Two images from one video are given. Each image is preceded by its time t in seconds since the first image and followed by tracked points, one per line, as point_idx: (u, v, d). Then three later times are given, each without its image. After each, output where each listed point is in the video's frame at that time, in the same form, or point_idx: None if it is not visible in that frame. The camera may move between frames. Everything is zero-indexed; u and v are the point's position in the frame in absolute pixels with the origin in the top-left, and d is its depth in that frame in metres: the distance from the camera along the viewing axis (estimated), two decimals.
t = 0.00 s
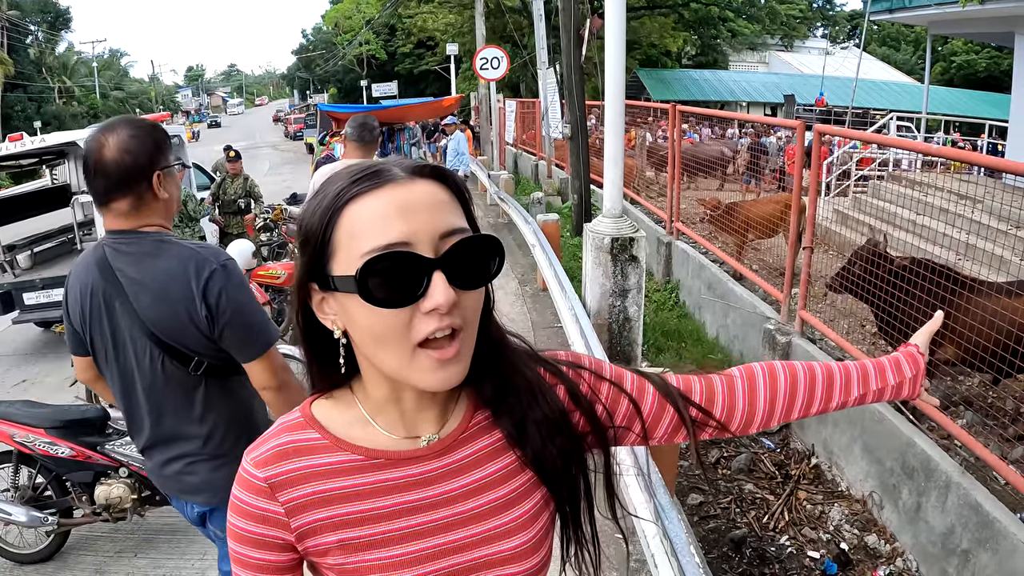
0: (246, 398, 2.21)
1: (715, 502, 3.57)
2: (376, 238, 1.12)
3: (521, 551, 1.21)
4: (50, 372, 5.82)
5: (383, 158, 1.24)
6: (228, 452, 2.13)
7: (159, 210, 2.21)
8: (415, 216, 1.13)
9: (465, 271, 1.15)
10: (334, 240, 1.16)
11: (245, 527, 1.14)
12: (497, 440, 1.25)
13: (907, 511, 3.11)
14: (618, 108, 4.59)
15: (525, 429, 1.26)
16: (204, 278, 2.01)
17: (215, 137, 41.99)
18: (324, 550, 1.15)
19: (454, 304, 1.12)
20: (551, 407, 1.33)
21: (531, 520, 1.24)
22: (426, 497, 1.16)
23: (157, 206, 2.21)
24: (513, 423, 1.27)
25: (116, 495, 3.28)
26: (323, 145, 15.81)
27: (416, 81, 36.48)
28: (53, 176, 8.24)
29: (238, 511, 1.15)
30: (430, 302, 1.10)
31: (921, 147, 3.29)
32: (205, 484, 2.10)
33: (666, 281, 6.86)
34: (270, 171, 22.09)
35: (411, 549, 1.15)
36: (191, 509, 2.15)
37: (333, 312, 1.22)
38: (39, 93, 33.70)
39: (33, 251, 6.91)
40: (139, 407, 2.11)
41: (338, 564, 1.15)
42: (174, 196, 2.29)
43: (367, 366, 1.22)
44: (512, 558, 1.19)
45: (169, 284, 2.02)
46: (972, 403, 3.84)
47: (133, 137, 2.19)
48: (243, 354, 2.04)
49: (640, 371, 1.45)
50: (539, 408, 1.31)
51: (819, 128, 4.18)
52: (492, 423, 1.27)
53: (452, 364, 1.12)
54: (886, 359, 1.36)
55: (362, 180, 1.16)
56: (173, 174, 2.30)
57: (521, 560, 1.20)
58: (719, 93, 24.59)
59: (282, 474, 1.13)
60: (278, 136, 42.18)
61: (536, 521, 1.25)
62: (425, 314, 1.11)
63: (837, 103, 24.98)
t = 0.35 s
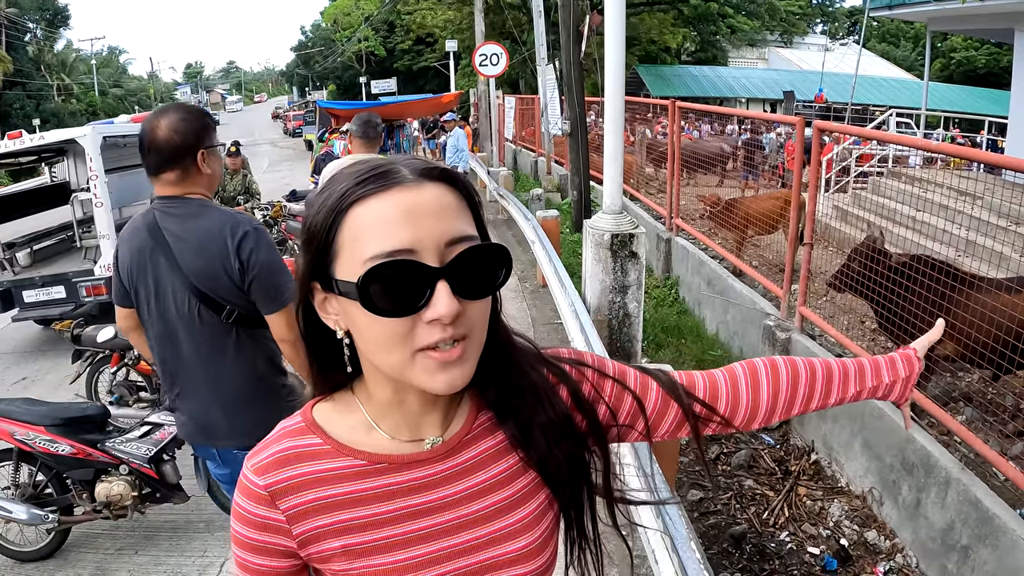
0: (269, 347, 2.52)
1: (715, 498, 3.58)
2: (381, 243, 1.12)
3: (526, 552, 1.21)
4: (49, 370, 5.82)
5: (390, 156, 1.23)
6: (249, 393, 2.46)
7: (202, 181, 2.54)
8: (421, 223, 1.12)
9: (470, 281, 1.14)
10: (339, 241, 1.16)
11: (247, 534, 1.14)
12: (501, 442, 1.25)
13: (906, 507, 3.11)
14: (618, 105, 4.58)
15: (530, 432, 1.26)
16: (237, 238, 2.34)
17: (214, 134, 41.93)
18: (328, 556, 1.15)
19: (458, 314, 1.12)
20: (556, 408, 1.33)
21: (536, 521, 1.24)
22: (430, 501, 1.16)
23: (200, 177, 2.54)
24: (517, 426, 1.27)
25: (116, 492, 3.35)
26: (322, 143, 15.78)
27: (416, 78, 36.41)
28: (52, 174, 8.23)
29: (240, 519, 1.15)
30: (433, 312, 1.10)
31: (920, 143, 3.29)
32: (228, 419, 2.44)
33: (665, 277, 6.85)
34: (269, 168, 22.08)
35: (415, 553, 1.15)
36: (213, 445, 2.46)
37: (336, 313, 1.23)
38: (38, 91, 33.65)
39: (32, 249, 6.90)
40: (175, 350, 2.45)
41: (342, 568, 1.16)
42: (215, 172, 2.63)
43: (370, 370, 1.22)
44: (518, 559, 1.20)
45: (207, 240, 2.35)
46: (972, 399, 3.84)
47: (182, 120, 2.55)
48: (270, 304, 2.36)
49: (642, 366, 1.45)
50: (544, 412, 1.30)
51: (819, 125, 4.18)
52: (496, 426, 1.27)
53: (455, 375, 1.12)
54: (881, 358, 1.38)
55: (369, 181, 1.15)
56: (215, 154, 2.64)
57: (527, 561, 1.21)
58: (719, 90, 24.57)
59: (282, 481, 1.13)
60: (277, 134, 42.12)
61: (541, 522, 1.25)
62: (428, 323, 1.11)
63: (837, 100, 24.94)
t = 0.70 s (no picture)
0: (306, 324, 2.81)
1: (715, 495, 3.58)
2: (380, 229, 1.13)
3: (528, 544, 1.20)
4: (48, 367, 5.81)
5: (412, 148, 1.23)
6: (292, 363, 2.73)
7: (252, 174, 2.81)
8: (423, 213, 1.12)
9: (466, 276, 1.13)
10: (344, 223, 1.17)
11: (253, 521, 1.15)
12: (503, 434, 1.25)
13: (906, 503, 3.11)
14: (617, 101, 4.57)
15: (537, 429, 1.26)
16: (294, 224, 2.70)
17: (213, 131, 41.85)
18: (332, 544, 1.16)
19: (446, 308, 1.10)
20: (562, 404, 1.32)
21: (538, 513, 1.23)
22: (433, 491, 1.15)
23: (251, 171, 2.81)
24: (526, 425, 1.26)
25: (116, 490, 3.36)
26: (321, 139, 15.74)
27: (415, 74, 36.34)
28: (51, 171, 8.21)
29: (245, 507, 1.15)
30: (420, 303, 1.09)
31: (920, 139, 3.28)
32: (275, 385, 2.70)
33: (665, 273, 6.85)
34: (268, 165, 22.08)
35: (418, 542, 1.15)
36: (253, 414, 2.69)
37: (341, 297, 1.24)
38: (38, 89, 33.60)
39: (32, 247, 6.90)
40: (225, 324, 2.68)
41: (346, 557, 1.16)
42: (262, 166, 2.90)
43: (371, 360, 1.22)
44: (520, 550, 1.19)
45: (267, 225, 2.67)
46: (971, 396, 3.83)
47: (236, 117, 2.80)
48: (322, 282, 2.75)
49: (643, 354, 1.43)
50: (555, 420, 1.30)
51: (818, 121, 4.16)
52: (499, 417, 1.27)
53: (438, 369, 1.10)
54: (897, 349, 1.34)
55: (382, 168, 1.16)
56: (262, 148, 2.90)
57: (529, 553, 1.20)
58: (719, 86, 24.53)
59: (289, 468, 1.13)
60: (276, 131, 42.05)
61: (544, 514, 1.25)
62: (416, 314, 1.10)
63: (837, 96, 24.91)
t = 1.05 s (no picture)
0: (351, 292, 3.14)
1: (715, 491, 3.59)
2: (406, 204, 1.17)
3: (534, 529, 1.20)
4: (49, 365, 5.82)
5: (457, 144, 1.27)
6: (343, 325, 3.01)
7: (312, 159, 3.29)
8: (448, 197, 1.15)
9: (478, 260, 1.13)
10: (376, 199, 1.22)
11: (270, 496, 1.17)
12: (512, 420, 1.25)
13: (906, 499, 3.12)
14: (617, 97, 4.56)
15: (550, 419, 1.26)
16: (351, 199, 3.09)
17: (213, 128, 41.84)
18: (345, 521, 1.18)
19: (453, 286, 1.12)
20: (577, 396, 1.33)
21: (546, 499, 1.23)
22: (442, 473, 1.16)
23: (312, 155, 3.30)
24: (538, 412, 1.26)
25: (118, 487, 3.37)
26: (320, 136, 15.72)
27: (415, 71, 36.28)
28: (51, 169, 8.21)
29: (264, 482, 1.18)
30: (427, 277, 1.11)
31: (920, 136, 3.28)
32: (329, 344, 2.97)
33: (665, 270, 6.85)
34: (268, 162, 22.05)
35: (426, 523, 1.16)
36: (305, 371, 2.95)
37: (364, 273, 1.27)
38: (37, 86, 33.58)
39: (32, 245, 6.90)
40: (282, 285, 2.95)
41: (358, 534, 1.17)
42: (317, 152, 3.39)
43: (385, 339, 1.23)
44: (526, 535, 1.19)
45: (328, 198, 3.03)
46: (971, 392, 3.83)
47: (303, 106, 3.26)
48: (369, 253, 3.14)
49: (657, 348, 1.42)
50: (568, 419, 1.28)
51: (818, 117, 4.16)
52: (507, 402, 1.27)
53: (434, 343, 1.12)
54: (909, 349, 1.33)
55: (420, 154, 1.21)
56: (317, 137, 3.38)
57: (535, 538, 1.20)
58: (718, 83, 24.50)
59: (306, 446, 1.16)
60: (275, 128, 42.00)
61: (552, 501, 1.24)
62: (422, 286, 1.12)
63: (837, 93, 24.87)
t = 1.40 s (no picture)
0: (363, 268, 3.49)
1: (716, 486, 3.60)
2: (452, 188, 1.19)
3: (546, 514, 1.21)
4: (50, 363, 5.82)
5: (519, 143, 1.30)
6: (354, 298, 3.41)
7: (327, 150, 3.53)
8: (496, 187, 1.17)
9: (516, 251, 1.14)
10: (429, 181, 1.26)
11: (290, 466, 1.15)
12: (530, 406, 1.27)
13: (907, 495, 3.12)
14: (618, 94, 4.56)
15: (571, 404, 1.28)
16: (368, 185, 3.42)
17: (214, 126, 41.79)
18: (362, 497, 1.17)
19: (488, 269, 1.13)
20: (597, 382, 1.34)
21: (559, 485, 1.24)
22: (461, 454, 1.17)
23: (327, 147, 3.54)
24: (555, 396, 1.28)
25: (120, 483, 3.37)
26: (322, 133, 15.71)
27: (415, 68, 36.21)
28: (51, 166, 8.21)
29: (283, 453, 1.16)
30: (465, 257, 1.12)
31: (921, 132, 3.27)
32: (340, 316, 3.37)
33: (666, 267, 6.86)
34: (269, 160, 22.05)
35: (443, 502, 1.15)
36: (323, 343, 3.37)
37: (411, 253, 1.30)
38: (37, 84, 33.53)
39: (33, 243, 6.90)
40: (305, 264, 3.33)
41: (374, 511, 1.17)
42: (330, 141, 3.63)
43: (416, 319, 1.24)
44: (539, 518, 1.20)
45: (346, 183, 3.35)
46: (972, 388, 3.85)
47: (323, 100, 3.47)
48: (383, 232, 3.49)
49: (668, 343, 1.43)
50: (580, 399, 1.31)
51: (818, 113, 4.14)
52: (530, 390, 1.28)
53: (463, 321, 1.13)
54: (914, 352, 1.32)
55: (480, 143, 1.23)
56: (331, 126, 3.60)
57: (548, 522, 1.21)
58: (719, 79, 24.46)
59: (330, 418, 1.14)
60: (275, 125, 41.96)
61: (565, 487, 1.25)
62: (458, 265, 1.13)
63: (837, 89, 24.81)
